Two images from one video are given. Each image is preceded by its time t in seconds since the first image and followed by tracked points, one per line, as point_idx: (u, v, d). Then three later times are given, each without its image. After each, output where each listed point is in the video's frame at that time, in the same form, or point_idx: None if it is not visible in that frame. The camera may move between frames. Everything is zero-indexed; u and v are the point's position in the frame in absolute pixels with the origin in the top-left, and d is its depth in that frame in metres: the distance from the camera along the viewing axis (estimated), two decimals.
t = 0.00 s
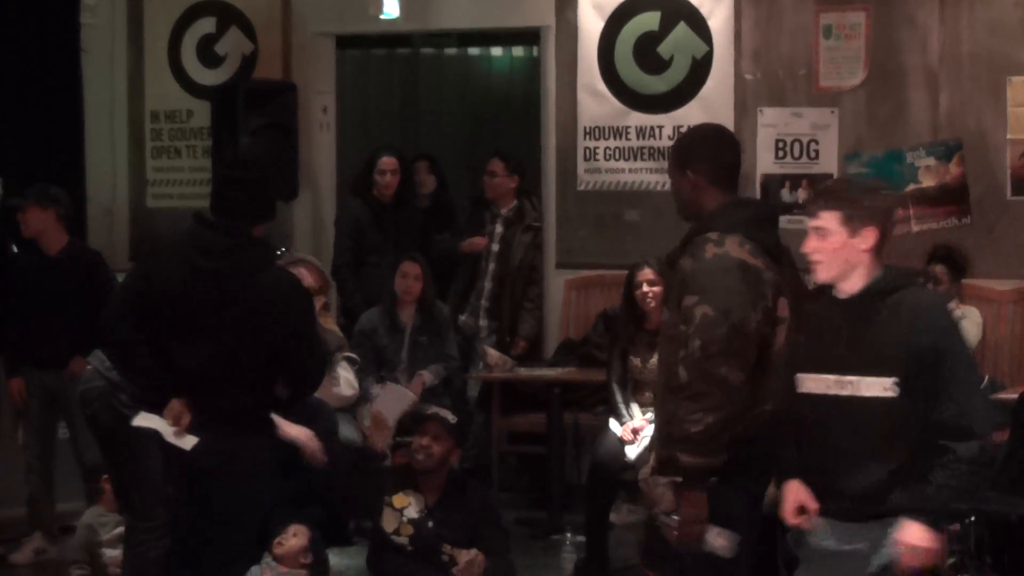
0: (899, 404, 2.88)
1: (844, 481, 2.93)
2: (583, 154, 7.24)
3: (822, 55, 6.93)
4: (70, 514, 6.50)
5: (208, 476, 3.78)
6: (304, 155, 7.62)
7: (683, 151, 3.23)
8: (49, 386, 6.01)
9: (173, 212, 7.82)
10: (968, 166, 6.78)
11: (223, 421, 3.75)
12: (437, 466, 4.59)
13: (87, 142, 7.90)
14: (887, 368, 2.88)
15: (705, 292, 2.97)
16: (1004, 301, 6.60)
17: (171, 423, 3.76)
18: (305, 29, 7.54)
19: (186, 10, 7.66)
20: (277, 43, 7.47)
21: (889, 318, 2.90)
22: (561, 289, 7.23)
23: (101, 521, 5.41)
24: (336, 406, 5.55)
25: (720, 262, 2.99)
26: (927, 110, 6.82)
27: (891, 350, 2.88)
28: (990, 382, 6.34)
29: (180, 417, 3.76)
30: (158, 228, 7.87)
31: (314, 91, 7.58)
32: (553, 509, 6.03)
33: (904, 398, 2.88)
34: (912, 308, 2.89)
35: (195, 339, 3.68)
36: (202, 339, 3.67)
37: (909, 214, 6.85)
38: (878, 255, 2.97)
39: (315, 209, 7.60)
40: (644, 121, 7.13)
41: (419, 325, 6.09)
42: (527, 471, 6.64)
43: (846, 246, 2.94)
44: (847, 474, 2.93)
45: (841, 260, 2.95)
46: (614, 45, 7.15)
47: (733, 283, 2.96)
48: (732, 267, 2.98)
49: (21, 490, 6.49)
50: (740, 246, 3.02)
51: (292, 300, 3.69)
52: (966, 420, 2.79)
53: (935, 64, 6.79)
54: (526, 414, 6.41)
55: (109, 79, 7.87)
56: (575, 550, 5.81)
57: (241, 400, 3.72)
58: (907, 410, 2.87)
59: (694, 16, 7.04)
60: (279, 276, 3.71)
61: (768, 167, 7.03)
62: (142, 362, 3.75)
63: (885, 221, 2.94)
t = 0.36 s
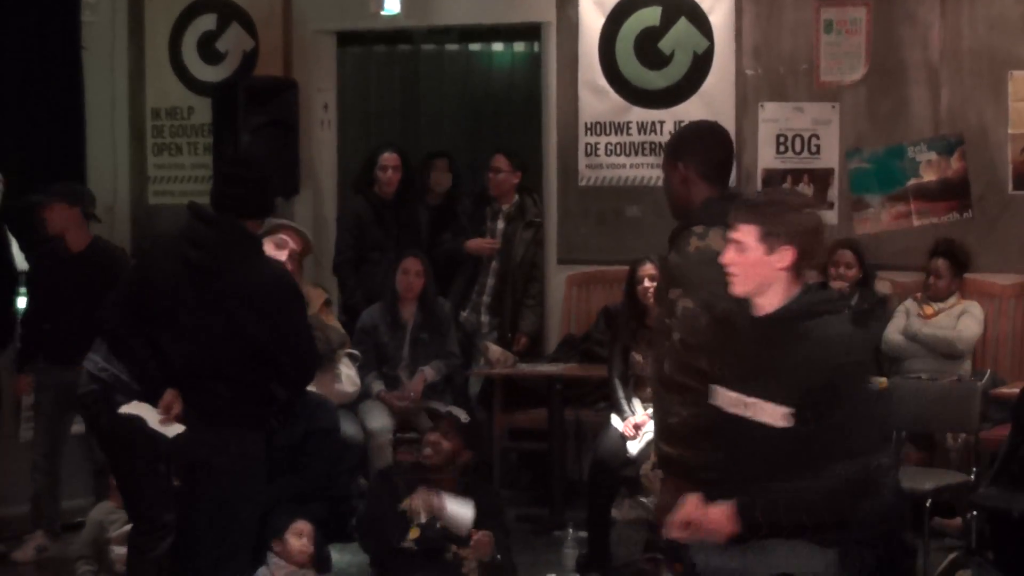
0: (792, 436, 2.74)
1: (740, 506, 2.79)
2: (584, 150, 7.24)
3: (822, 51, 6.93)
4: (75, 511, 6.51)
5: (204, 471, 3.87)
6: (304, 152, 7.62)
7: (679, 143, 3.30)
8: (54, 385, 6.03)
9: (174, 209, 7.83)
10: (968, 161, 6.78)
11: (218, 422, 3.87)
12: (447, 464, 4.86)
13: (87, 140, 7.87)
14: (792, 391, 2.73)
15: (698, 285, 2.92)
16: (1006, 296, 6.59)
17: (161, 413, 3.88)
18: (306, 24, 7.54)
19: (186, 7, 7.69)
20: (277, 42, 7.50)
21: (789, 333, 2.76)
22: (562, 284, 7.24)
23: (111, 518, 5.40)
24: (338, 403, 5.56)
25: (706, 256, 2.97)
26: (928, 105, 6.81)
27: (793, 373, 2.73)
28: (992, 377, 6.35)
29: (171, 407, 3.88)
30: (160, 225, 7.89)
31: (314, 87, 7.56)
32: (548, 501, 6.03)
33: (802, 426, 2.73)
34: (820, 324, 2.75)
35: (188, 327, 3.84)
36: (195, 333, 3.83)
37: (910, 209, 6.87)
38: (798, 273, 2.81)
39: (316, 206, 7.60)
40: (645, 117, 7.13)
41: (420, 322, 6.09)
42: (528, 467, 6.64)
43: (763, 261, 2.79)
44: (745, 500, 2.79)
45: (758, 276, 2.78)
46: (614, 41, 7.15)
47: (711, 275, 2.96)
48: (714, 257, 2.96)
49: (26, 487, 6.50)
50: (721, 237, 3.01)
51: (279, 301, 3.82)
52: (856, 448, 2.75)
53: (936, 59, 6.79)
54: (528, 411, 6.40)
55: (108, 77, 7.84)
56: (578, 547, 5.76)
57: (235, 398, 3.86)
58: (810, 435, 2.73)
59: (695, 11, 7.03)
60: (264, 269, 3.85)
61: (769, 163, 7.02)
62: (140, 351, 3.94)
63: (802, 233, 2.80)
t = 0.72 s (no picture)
0: (689, 437, 2.78)
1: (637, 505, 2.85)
2: (591, 154, 7.25)
3: (829, 55, 6.94)
4: (84, 513, 6.52)
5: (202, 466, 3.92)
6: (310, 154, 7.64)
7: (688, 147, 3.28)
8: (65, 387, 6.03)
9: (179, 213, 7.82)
10: (974, 166, 6.79)
11: (221, 412, 3.85)
12: (450, 472, 4.82)
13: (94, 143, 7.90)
14: (670, 391, 2.78)
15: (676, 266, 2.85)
16: (1013, 302, 6.61)
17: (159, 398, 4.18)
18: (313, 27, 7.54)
19: (193, 9, 7.69)
20: (284, 45, 7.50)
21: (683, 326, 2.80)
22: (569, 288, 7.21)
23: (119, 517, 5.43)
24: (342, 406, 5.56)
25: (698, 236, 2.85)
26: (934, 110, 6.81)
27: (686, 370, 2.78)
28: (997, 383, 6.33)
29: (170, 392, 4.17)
30: (165, 227, 7.88)
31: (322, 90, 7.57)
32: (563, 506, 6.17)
33: (686, 429, 2.78)
34: (709, 315, 2.79)
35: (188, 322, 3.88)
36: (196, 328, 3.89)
37: (916, 214, 6.87)
38: (706, 262, 2.86)
39: (322, 208, 7.60)
40: (651, 121, 7.13)
41: (426, 325, 6.10)
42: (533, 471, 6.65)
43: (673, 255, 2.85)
44: (641, 498, 2.83)
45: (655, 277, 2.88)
46: (621, 45, 7.16)
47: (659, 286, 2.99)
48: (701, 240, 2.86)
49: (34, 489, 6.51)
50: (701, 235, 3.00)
51: (264, 290, 3.83)
52: (734, 451, 2.77)
53: (942, 64, 6.80)
54: (534, 414, 6.40)
55: (115, 80, 7.85)
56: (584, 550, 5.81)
57: (228, 389, 3.84)
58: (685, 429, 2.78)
59: (701, 15, 7.03)
60: (245, 248, 3.83)
61: (775, 169, 7.03)
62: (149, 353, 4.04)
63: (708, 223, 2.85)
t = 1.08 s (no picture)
0: (561, 454, 2.81)
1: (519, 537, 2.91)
2: (585, 150, 7.23)
3: (823, 50, 6.93)
4: (76, 510, 6.48)
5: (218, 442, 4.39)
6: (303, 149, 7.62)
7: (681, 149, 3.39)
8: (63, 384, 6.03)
9: (174, 209, 7.82)
10: (969, 161, 6.79)
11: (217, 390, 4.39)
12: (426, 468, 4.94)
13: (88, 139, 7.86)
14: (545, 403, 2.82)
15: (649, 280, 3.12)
16: (1007, 296, 6.62)
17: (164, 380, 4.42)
18: (308, 24, 7.53)
19: (187, 7, 7.71)
20: (280, 39, 7.54)
21: (562, 339, 2.83)
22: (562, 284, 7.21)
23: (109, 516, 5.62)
24: (339, 402, 5.63)
25: (665, 260, 3.15)
26: (929, 105, 6.82)
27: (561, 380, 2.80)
28: (993, 377, 6.37)
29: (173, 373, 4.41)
30: (159, 223, 7.84)
31: (315, 86, 7.55)
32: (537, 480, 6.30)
33: (564, 434, 2.82)
34: (591, 331, 2.82)
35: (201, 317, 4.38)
36: (205, 318, 4.37)
37: (910, 210, 6.88)
38: (577, 271, 2.91)
39: (317, 207, 7.62)
40: (645, 117, 7.14)
41: (421, 320, 6.12)
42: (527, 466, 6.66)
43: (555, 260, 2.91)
44: (530, 520, 2.88)
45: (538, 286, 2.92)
46: (615, 40, 7.16)
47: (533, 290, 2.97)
48: (674, 264, 3.14)
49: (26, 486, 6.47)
50: (687, 245, 3.19)
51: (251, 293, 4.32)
52: (613, 449, 2.81)
53: (938, 59, 6.79)
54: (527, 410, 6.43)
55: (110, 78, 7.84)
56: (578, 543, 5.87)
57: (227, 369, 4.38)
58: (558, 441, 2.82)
59: (695, 13, 7.03)
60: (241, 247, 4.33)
61: (769, 164, 7.02)
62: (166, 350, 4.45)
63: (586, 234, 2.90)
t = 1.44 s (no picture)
0: (443, 439, 2.90)
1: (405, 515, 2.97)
2: (585, 149, 7.24)
3: (823, 49, 6.93)
4: (74, 509, 6.47)
5: (212, 427, 4.40)
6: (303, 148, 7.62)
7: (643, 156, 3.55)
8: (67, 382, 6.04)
9: (174, 208, 7.83)
10: (969, 160, 6.78)
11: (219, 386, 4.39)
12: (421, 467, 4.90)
13: (88, 138, 7.89)
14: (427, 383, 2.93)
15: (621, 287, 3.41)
16: (1006, 294, 6.61)
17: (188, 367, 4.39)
18: (306, 23, 7.51)
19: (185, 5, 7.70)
20: (278, 40, 7.53)
21: (454, 320, 2.91)
22: (562, 282, 7.23)
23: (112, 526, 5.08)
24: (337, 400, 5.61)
25: (635, 262, 3.39)
26: (929, 104, 6.82)
27: (456, 358, 2.89)
28: (993, 376, 6.38)
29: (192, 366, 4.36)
30: (159, 222, 7.86)
31: (315, 85, 7.53)
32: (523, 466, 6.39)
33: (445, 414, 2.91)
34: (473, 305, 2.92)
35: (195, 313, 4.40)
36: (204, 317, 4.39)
37: (910, 209, 6.88)
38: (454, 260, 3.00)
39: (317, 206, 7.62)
40: (645, 116, 7.14)
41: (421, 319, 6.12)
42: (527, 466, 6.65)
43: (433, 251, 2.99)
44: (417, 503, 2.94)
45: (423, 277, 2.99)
46: (615, 39, 7.16)
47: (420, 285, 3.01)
48: (644, 267, 3.37)
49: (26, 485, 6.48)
50: (655, 245, 3.38)
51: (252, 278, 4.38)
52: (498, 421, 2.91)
53: (937, 58, 6.79)
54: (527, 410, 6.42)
55: (110, 77, 7.84)
56: (576, 544, 5.87)
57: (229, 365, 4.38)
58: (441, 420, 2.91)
59: (695, 11, 7.03)
60: (247, 232, 4.37)
61: (769, 164, 7.03)
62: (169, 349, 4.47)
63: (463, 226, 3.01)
